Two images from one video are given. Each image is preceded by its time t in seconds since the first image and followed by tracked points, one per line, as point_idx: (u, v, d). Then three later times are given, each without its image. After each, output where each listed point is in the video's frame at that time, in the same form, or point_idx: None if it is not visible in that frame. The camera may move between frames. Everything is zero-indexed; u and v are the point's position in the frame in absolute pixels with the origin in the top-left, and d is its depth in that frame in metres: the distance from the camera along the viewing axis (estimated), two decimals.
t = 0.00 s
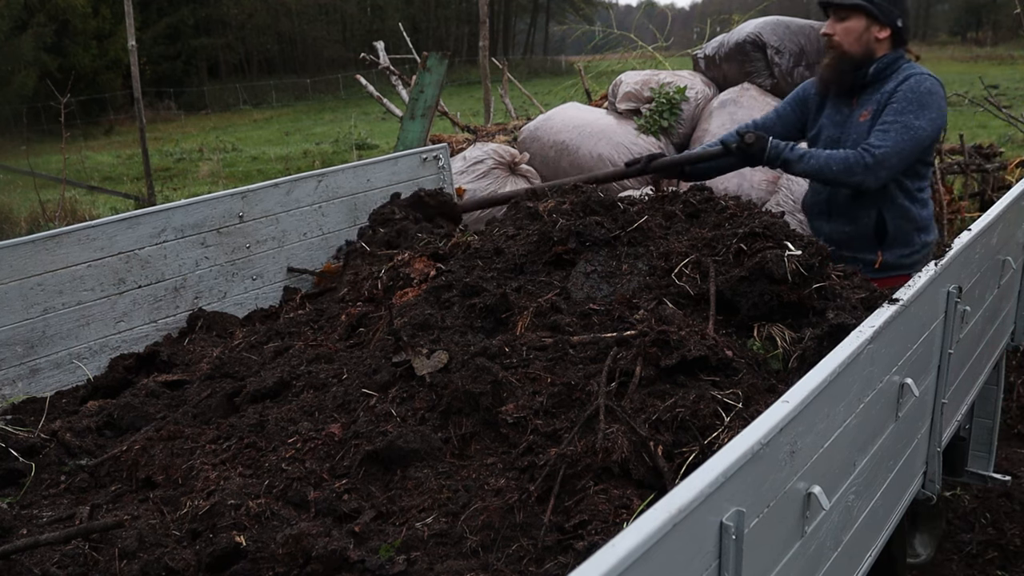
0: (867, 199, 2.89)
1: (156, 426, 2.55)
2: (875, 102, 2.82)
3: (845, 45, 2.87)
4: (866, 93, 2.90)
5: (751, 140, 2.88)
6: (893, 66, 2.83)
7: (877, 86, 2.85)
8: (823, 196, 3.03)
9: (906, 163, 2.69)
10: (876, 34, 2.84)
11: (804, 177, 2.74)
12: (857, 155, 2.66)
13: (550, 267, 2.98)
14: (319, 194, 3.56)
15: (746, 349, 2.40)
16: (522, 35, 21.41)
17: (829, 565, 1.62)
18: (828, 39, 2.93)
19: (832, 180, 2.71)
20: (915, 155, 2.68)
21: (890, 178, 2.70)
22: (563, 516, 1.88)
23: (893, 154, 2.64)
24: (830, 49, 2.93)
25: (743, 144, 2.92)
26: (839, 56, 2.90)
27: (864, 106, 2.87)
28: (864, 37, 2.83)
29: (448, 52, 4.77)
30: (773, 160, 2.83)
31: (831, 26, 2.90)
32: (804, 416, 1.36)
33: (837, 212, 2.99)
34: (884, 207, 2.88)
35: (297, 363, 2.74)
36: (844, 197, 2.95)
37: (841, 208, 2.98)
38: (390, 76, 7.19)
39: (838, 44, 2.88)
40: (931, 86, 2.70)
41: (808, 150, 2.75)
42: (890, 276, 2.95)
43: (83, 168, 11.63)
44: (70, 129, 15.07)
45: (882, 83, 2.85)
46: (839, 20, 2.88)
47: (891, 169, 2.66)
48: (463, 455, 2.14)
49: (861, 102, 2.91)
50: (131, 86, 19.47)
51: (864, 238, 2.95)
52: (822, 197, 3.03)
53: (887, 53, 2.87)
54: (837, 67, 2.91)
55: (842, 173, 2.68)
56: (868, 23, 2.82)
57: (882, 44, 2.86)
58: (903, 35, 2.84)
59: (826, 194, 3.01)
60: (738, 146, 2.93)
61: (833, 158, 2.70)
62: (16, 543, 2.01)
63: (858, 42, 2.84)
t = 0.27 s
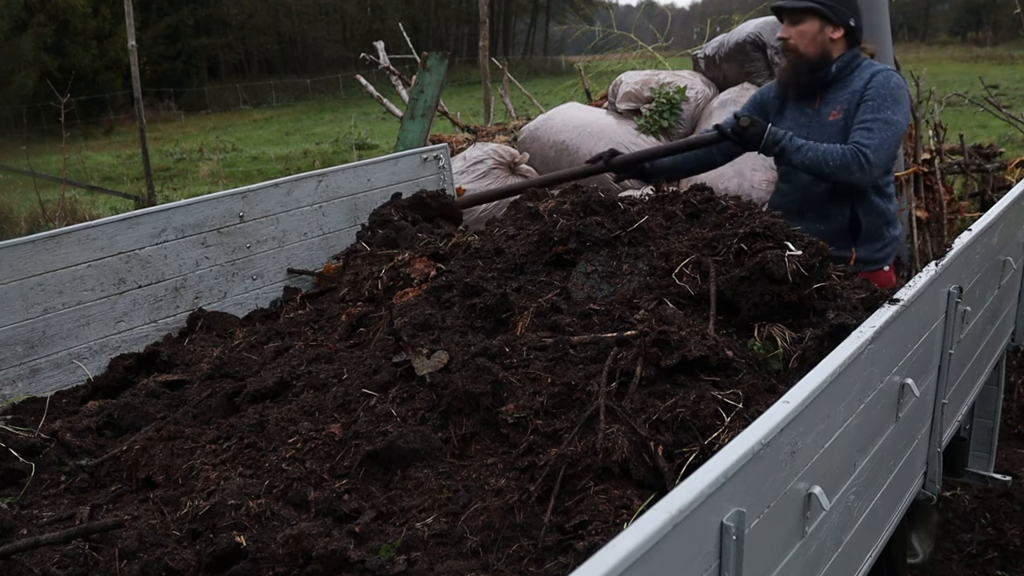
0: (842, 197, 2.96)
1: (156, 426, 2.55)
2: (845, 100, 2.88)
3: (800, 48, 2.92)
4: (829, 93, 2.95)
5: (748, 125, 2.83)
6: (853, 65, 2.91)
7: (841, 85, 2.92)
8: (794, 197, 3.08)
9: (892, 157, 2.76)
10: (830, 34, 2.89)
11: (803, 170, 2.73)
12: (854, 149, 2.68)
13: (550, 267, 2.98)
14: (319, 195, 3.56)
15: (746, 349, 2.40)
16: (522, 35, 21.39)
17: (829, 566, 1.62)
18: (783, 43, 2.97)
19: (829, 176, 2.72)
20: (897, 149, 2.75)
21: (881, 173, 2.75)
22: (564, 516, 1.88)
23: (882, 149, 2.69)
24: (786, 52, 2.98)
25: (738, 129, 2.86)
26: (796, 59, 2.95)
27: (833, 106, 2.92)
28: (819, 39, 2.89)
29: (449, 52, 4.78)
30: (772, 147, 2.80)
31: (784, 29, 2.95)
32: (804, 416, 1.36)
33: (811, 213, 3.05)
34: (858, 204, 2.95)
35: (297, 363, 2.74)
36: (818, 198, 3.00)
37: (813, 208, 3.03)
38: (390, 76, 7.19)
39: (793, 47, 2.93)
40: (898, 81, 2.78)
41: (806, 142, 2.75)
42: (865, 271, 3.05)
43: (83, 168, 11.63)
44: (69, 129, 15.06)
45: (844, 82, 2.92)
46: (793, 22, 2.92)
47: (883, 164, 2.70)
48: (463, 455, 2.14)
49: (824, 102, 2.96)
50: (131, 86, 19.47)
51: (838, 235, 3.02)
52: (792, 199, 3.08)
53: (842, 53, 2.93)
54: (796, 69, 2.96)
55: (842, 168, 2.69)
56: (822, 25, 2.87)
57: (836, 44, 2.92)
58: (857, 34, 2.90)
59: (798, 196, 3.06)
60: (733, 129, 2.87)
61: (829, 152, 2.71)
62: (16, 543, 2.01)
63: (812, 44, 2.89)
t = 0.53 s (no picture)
0: (825, 189, 2.97)
1: (156, 425, 2.55)
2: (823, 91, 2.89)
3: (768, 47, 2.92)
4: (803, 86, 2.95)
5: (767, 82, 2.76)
6: (823, 57, 2.92)
7: (814, 79, 2.92)
8: (774, 192, 3.07)
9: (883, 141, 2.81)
10: (796, 32, 2.88)
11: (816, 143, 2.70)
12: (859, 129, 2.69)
13: (550, 267, 2.98)
14: (319, 195, 3.57)
15: (746, 349, 2.40)
16: (522, 35, 21.36)
17: (830, 566, 1.62)
18: (751, 42, 2.96)
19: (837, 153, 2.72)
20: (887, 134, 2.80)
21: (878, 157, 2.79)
22: (563, 516, 1.88)
23: (881, 130, 2.73)
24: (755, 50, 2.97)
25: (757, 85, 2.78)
26: (764, 57, 2.95)
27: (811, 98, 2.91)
28: (786, 37, 2.89)
29: (449, 52, 4.78)
30: (788, 110, 2.73)
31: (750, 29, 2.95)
32: (804, 416, 1.36)
33: (794, 207, 3.05)
34: (840, 195, 2.98)
35: (297, 363, 2.74)
36: (801, 192, 3.00)
37: (796, 202, 3.03)
38: (390, 76, 7.18)
39: (761, 47, 2.93)
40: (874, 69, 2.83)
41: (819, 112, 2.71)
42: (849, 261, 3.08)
43: (83, 168, 11.63)
44: (69, 129, 15.06)
45: (817, 75, 2.92)
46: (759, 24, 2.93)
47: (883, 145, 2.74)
48: (463, 455, 2.14)
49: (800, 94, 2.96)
50: (131, 86, 19.48)
51: (822, 227, 3.03)
52: (774, 195, 3.07)
53: (811, 48, 2.92)
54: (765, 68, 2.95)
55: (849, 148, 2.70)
56: (787, 23, 2.85)
57: (804, 40, 2.90)
58: (823, 30, 2.88)
59: (781, 191, 3.05)
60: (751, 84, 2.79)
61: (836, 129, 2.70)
62: (16, 543, 2.01)
63: (779, 42, 2.89)
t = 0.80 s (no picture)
0: (827, 193, 2.97)
1: (156, 426, 2.55)
2: (829, 95, 2.89)
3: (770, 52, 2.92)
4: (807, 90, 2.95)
5: (776, 93, 2.64)
6: (827, 61, 2.92)
7: (819, 83, 2.92)
8: (776, 194, 3.07)
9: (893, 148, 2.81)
10: (796, 35, 2.87)
11: (828, 150, 2.66)
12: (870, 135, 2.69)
13: (550, 267, 2.98)
14: (319, 195, 3.57)
15: (746, 349, 2.40)
16: (522, 35, 21.34)
17: (829, 565, 1.62)
18: (753, 47, 2.97)
19: (848, 160, 2.70)
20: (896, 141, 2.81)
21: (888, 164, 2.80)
22: (563, 516, 1.88)
23: (893, 138, 2.73)
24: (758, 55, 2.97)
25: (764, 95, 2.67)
26: (766, 62, 2.95)
27: (819, 101, 2.91)
28: (786, 40, 2.87)
29: (448, 52, 4.78)
30: (799, 118, 2.65)
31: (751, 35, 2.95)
32: (804, 416, 1.36)
33: (795, 210, 3.04)
34: (842, 200, 2.98)
35: (297, 363, 2.74)
36: (803, 195, 3.00)
37: (797, 206, 3.03)
38: (390, 76, 7.19)
39: (763, 51, 2.92)
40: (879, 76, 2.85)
41: (829, 120, 2.68)
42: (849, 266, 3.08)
43: (83, 168, 11.63)
44: (69, 129, 15.06)
45: (822, 79, 2.92)
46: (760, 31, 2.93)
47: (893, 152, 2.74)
48: (463, 455, 2.14)
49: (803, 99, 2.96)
50: (131, 86, 19.48)
51: (823, 232, 3.03)
52: (775, 197, 3.07)
53: (813, 50, 2.91)
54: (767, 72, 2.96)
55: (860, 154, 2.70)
56: (787, 25, 2.84)
57: (804, 42, 2.90)
58: (824, 31, 2.86)
59: (782, 193, 3.05)
60: (758, 94, 2.67)
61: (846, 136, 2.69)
62: (16, 543, 2.02)
63: (780, 46, 2.89)
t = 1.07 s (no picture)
0: (832, 193, 2.97)
1: (156, 426, 2.55)
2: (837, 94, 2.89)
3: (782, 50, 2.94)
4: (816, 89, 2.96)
5: (774, 91, 2.70)
6: (838, 61, 2.92)
7: (828, 82, 2.93)
8: (782, 193, 3.08)
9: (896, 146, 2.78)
10: (808, 34, 2.89)
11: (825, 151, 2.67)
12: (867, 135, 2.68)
13: (550, 267, 2.98)
14: (319, 195, 3.57)
15: (746, 349, 2.40)
16: (522, 35, 21.31)
17: (829, 566, 1.62)
18: (765, 45, 2.99)
19: (848, 160, 2.69)
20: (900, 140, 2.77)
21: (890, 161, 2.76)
22: (563, 516, 1.88)
23: (894, 135, 2.69)
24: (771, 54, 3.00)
25: (763, 94, 2.74)
26: (778, 61, 2.98)
27: (826, 100, 2.91)
28: (798, 39, 2.90)
29: (448, 52, 4.78)
30: (795, 118, 2.70)
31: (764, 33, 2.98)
32: (804, 416, 1.36)
33: (800, 208, 3.05)
34: (847, 200, 2.98)
35: (297, 363, 2.74)
36: (808, 194, 3.00)
37: (803, 204, 3.03)
38: (390, 76, 7.18)
39: (775, 50, 2.95)
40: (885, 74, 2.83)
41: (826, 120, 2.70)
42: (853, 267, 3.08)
43: (83, 168, 11.63)
44: (69, 129, 15.06)
45: (831, 78, 2.93)
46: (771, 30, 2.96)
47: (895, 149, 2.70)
48: (463, 455, 2.14)
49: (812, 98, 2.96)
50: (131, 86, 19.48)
51: (827, 231, 3.03)
52: (781, 195, 3.08)
53: (826, 49, 2.93)
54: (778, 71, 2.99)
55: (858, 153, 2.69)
56: (800, 25, 2.87)
57: (816, 42, 2.92)
58: (836, 31, 2.88)
59: (788, 191, 3.06)
60: (757, 94, 2.75)
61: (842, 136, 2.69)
62: (16, 543, 2.02)
63: (792, 45, 2.91)
